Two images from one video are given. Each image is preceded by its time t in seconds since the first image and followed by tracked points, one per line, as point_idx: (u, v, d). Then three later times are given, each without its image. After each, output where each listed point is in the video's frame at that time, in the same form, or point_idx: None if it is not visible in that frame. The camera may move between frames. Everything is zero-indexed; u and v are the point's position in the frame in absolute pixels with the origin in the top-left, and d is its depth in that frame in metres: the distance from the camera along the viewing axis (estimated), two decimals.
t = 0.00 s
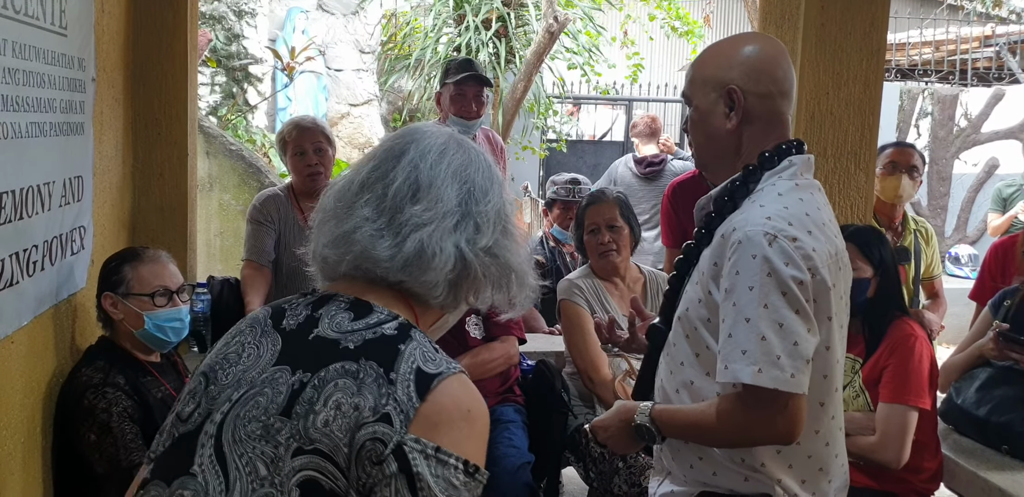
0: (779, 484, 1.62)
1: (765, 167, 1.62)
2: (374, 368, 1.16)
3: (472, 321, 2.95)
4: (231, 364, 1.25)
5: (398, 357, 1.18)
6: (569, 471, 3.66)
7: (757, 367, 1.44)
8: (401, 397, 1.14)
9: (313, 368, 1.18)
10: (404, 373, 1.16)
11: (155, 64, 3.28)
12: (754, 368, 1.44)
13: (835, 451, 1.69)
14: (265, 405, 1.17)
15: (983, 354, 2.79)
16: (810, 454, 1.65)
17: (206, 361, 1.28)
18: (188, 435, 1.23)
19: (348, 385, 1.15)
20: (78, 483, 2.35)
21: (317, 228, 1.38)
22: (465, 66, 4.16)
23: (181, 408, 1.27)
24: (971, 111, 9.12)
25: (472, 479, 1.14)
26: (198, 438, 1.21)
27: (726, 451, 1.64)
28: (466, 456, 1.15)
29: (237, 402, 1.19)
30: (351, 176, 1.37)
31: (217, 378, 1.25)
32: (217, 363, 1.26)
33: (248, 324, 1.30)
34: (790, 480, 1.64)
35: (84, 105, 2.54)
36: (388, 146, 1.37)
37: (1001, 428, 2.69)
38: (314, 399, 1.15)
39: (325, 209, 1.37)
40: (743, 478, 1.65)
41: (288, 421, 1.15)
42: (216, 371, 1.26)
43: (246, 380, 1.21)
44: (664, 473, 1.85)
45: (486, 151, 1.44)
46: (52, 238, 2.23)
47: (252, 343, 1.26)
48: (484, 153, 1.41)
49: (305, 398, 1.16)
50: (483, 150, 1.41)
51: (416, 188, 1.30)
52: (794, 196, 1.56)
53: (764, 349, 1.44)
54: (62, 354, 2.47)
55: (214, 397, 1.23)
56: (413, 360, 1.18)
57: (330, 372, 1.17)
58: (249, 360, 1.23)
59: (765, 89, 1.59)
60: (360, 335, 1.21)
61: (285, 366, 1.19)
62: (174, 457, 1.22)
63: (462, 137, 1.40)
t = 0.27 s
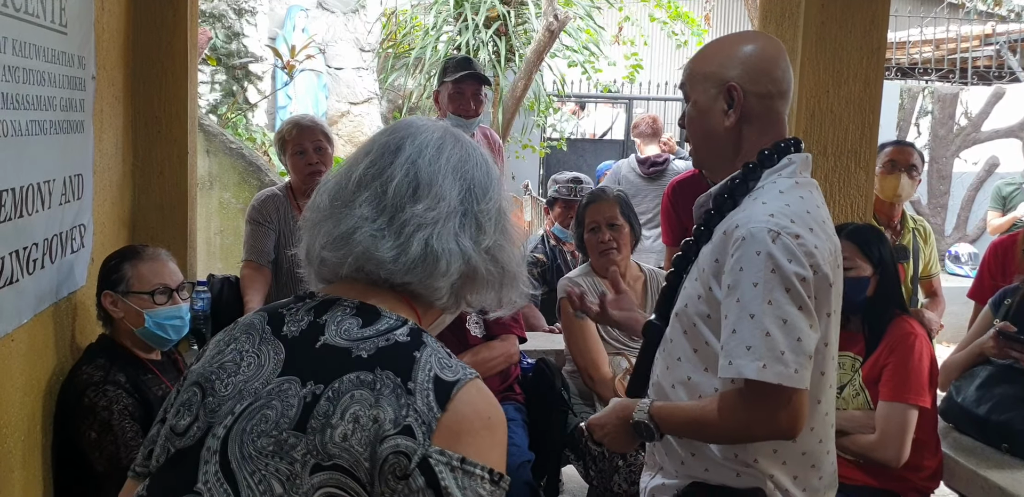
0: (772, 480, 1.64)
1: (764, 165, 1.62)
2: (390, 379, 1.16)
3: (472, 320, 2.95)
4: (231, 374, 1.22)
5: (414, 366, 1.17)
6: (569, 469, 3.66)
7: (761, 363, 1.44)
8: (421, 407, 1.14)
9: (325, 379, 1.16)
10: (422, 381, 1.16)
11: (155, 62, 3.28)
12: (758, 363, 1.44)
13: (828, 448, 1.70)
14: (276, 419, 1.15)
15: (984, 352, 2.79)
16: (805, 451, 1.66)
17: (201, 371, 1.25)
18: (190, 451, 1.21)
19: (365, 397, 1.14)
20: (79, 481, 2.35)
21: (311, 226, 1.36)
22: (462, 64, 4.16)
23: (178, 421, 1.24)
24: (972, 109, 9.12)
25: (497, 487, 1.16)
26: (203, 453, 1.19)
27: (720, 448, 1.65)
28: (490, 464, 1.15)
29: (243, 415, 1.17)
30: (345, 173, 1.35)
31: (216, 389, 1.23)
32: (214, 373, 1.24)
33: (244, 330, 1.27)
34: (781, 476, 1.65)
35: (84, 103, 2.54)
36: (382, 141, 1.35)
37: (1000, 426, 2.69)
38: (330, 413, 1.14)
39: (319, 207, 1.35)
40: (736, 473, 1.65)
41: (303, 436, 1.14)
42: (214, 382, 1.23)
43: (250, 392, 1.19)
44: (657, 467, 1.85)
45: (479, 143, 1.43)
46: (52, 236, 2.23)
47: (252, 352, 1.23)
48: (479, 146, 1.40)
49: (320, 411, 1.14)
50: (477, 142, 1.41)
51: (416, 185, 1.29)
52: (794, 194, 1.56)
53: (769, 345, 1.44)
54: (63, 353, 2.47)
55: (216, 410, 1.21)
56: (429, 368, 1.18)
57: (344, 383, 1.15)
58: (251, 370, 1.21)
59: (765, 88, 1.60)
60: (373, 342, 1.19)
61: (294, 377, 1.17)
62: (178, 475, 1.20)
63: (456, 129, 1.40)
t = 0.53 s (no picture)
0: (762, 475, 1.64)
1: (744, 163, 1.63)
2: (396, 381, 1.17)
3: (472, 318, 2.96)
4: (229, 380, 1.23)
5: (420, 367, 1.19)
6: (569, 468, 3.66)
7: (764, 359, 1.44)
8: (429, 409, 1.16)
9: (329, 383, 1.17)
10: (428, 383, 1.18)
11: (155, 60, 3.27)
12: (762, 359, 1.44)
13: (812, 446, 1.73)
14: (280, 425, 1.16)
15: (984, 350, 2.78)
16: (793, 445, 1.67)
17: (197, 376, 1.26)
18: (191, 458, 1.22)
19: (372, 401, 1.15)
20: (81, 479, 2.35)
21: (301, 228, 1.34)
22: (460, 62, 4.15)
23: (174, 427, 1.25)
24: (973, 108, 9.12)
25: (507, 483, 1.19)
26: (205, 458, 1.20)
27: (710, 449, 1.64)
28: (498, 462, 1.18)
29: (245, 421, 1.19)
30: (333, 173, 1.32)
31: (213, 394, 1.23)
32: (211, 379, 1.25)
33: (242, 333, 1.28)
34: (773, 472, 1.65)
35: (84, 101, 2.54)
36: (369, 139, 1.32)
37: (1001, 425, 2.68)
38: (336, 418, 1.15)
39: (308, 208, 1.33)
40: (722, 471, 1.66)
41: (308, 442, 1.15)
42: (211, 387, 1.24)
43: (250, 397, 1.20)
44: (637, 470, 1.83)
45: (470, 131, 1.40)
46: (52, 234, 2.23)
47: (251, 356, 1.24)
48: (470, 137, 1.37)
49: (325, 416, 1.16)
50: (467, 132, 1.38)
51: (408, 188, 1.27)
52: (778, 190, 1.58)
53: (770, 339, 1.44)
54: (63, 351, 2.47)
55: (215, 415, 1.22)
56: (434, 369, 1.19)
57: (350, 387, 1.17)
58: (250, 375, 1.22)
59: (727, 87, 1.62)
60: (376, 345, 1.20)
61: (296, 382, 1.18)
62: (180, 481, 1.21)
63: (444, 120, 1.36)
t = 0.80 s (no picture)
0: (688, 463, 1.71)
1: (679, 161, 1.68)
2: (377, 355, 1.17)
3: (475, 310, 2.95)
4: (227, 360, 1.27)
5: (402, 341, 1.18)
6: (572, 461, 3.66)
7: (699, 364, 1.49)
8: (408, 381, 1.15)
9: (313, 359, 1.18)
10: (409, 356, 1.17)
11: (159, 51, 3.27)
12: (695, 365, 1.49)
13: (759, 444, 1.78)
14: (266, 400, 1.18)
15: (987, 344, 2.78)
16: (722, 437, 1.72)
17: (201, 357, 1.30)
18: (189, 435, 1.25)
19: (352, 374, 1.16)
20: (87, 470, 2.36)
21: (295, 222, 1.33)
22: (463, 54, 4.14)
23: (178, 407, 1.29)
24: (976, 102, 9.10)
25: (489, 455, 1.17)
26: (199, 436, 1.23)
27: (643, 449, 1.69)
28: (480, 434, 1.17)
29: (235, 398, 1.21)
30: (323, 167, 1.31)
31: (212, 374, 1.27)
32: (211, 360, 1.28)
33: (241, 317, 1.31)
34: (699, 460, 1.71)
35: (87, 92, 2.53)
36: (358, 131, 1.31)
37: (1004, 419, 2.69)
38: (317, 391, 1.16)
39: (301, 202, 1.32)
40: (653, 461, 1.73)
41: (291, 415, 1.16)
42: (211, 367, 1.28)
43: (242, 376, 1.22)
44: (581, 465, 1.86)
45: (459, 115, 1.38)
46: (56, 226, 2.23)
47: (247, 337, 1.27)
48: (458, 122, 1.35)
49: (308, 390, 1.16)
50: (456, 117, 1.36)
51: (398, 181, 1.26)
52: (710, 189, 1.61)
53: (703, 345, 1.49)
54: (68, 342, 2.48)
55: (211, 393, 1.25)
56: (416, 343, 1.18)
57: (332, 362, 1.17)
58: (244, 355, 1.25)
59: (659, 86, 1.67)
60: (361, 321, 1.20)
61: (284, 359, 1.20)
62: (175, 457, 1.24)
63: (432, 107, 1.34)
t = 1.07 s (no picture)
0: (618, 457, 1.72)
1: (611, 155, 1.73)
2: (367, 336, 1.17)
3: (478, 308, 2.95)
4: (218, 342, 1.26)
5: (391, 322, 1.19)
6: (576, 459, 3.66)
7: (569, 360, 1.55)
8: (398, 361, 1.16)
9: (304, 340, 1.18)
10: (398, 337, 1.18)
11: (163, 47, 3.27)
12: (567, 360, 1.55)
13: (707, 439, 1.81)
14: (258, 381, 1.18)
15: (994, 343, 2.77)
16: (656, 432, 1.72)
17: (193, 340, 1.29)
18: (181, 415, 1.24)
19: (343, 355, 1.16)
20: (91, 466, 2.35)
21: (283, 210, 1.32)
22: (468, 51, 4.12)
23: (172, 387, 1.29)
24: (981, 100, 9.07)
25: (475, 433, 1.20)
26: (191, 416, 1.22)
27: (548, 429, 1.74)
28: (466, 411, 1.19)
29: (228, 379, 1.21)
30: (312, 156, 1.29)
31: (205, 356, 1.26)
32: (203, 342, 1.28)
33: (231, 300, 1.30)
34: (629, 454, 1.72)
35: (92, 89, 2.53)
36: (347, 120, 1.30)
37: (1009, 418, 2.68)
38: (308, 372, 1.16)
39: (289, 190, 1.31)
40: (585, 450, 1.75)
41: (283, 395, 1.16)
42: (203, 350, 1.27)
43: (234, 357, 1.22)
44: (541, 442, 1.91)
45: (444, 101, 1.37)
46: (60, 222, 2.23)
47: (238, 319, 1.26)
48: (443, 108, 1.35)
49: (299, 371, 1.16)
50: (442, 104, 1.35)
51: (389, 170, 1.26)
52: (632, 185, 1.65)
53: (578, 341, 1.54)
54: (72, 338, 2.49)
55: (203, 375, 1.24)
56: (405, 324, 1.19)
57: (323, 343, 1.17)
58: (233, 337, 1.24)
59: (593, 80, 1.72)
60: (350, 303, 1.21)
61: (275, 341, 1.20)
62: (167, 438, 1.24)
63: (417, 94, 1.33)
